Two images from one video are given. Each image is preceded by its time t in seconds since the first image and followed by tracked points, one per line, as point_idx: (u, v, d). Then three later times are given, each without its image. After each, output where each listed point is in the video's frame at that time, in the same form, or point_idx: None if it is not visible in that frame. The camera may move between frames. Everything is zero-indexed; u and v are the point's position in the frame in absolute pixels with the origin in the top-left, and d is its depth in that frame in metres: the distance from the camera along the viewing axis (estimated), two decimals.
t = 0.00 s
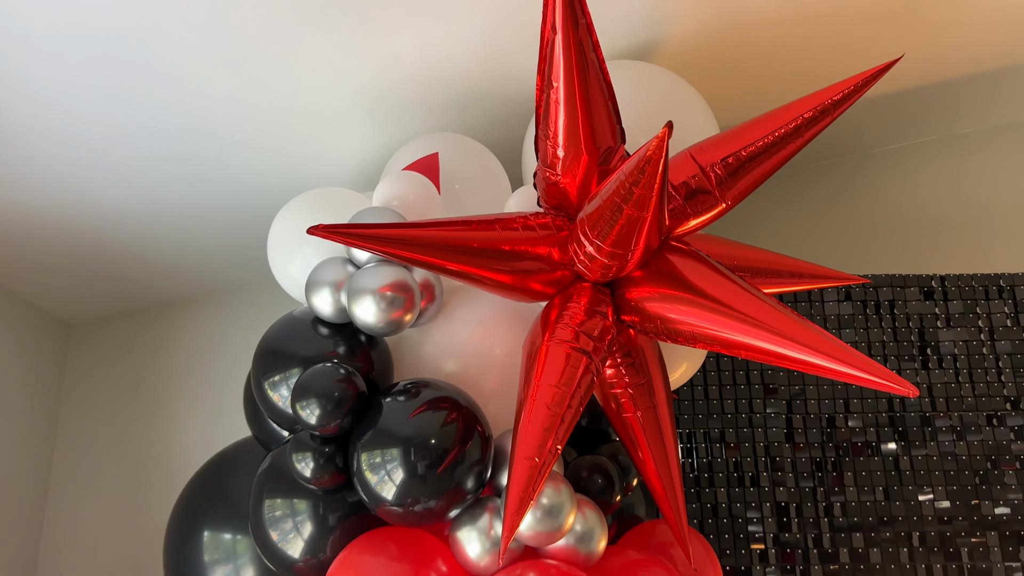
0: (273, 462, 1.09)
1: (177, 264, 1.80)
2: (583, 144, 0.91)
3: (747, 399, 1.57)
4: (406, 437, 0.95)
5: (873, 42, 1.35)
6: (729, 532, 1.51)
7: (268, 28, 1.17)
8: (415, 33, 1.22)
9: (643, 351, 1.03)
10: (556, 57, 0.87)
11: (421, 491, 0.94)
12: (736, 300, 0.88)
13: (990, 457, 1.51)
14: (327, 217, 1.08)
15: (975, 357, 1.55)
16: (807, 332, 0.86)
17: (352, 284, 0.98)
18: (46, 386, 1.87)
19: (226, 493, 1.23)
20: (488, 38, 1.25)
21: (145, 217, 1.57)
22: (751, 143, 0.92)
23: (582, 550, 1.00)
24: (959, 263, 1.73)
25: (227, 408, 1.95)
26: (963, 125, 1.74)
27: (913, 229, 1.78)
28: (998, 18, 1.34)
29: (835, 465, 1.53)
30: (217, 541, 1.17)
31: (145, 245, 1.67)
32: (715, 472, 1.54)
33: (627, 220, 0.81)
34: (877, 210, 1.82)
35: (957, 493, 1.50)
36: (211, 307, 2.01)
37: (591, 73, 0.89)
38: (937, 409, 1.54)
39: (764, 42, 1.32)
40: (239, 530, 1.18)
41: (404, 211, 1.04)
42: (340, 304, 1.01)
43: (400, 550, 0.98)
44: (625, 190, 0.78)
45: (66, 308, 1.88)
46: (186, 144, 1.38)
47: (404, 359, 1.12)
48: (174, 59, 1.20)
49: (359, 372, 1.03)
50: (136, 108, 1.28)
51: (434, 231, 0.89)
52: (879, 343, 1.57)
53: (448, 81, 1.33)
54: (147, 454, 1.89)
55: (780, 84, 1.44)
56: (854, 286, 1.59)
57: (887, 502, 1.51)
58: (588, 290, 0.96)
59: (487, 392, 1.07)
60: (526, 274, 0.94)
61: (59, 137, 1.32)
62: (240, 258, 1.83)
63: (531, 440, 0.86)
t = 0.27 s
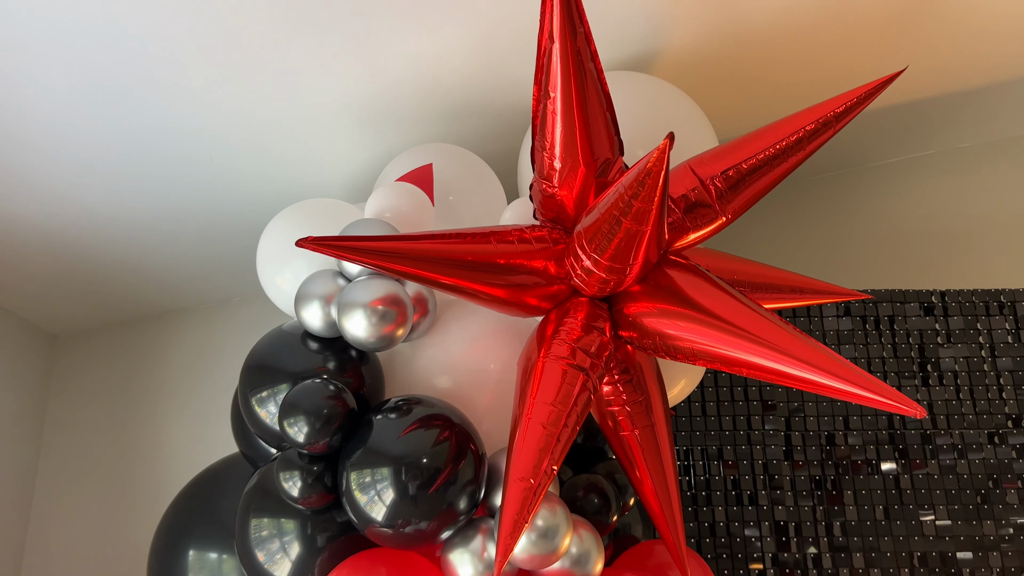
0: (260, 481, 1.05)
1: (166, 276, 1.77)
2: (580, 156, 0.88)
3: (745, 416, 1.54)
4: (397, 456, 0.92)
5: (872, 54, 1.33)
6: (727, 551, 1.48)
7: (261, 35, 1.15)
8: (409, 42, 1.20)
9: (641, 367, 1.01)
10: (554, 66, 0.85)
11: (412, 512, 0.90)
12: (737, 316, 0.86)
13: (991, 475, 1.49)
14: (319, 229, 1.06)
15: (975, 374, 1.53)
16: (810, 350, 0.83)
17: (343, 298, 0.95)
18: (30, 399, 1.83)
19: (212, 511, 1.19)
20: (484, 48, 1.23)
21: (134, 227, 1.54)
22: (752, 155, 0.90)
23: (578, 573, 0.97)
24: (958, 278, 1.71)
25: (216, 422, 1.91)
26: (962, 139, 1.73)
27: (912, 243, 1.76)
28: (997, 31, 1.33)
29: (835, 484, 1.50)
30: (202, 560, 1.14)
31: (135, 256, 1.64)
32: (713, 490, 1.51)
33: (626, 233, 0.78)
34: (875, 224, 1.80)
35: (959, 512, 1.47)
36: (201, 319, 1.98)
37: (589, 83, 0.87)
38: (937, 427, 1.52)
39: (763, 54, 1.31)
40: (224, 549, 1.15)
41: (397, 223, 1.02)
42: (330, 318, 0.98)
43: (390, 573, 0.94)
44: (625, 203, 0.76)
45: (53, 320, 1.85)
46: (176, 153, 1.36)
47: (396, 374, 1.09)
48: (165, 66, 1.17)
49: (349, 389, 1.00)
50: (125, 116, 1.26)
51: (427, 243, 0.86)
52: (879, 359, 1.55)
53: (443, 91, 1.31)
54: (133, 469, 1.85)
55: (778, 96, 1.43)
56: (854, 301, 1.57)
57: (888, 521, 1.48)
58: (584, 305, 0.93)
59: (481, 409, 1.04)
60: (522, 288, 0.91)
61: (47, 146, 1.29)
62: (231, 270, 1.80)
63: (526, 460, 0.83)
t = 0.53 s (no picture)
0: (246, 498, 1.02)
1: (157, 286, 1.74)
2: (577, 164, 0.86)
3: (745, 432, 1.51)
4: (387, 474, 0.89)
5: (873, 64, 1.32)
6: (726, 571, 1.44)
7: (252, 41, 1.12)
8: (404, 49, 1.18)
9: (639, 382, 0.98)
10: (550, 72, 0.82)
11: (401, 532, 0.87)
12: (738, 330, 0.83)
13: (996, 493, 1.46)
14: (309, 238, 1.03)
15: (979, 390, 1.51)
16: (813, 365, 0.80)
17: (332, 310, 0.92)
18: (16, 411, 1.80)
19: (197, 528, 1.16)
20: (479, 55, 1.21)
21: (123, 237, 1.51)
22: (753, 165, 0.88)
23: None
24: (961, 292, 1.68)
25: (206, 435, 1.87)
26: (963, 151, 1.71)
27: (914, 256, 1.74)
28: (1000, 42, 1.31)
29: (837, 501, 1.47)
30: None
31: (124, 266, 1.61)
32: (712, 508, 1.47)
33: (624, 244, 0.76)
34: (875, 237, 1.78)
35: (963, 531, 1.44)
36: (192, 331, 1.95)
37: (586, 89, 0.85)
38: (941, 444, 1.49)
39: (762, 64, 1.29)
40: (210, 567, 1.12)
41: (389, 233, 0.99)
42: (318, 330, 0.95)
43: None
44: (622, 212, 0.73)
45: (41, 331, 1.82)
46: (166, 161, 1.33)
47: (387, 388, 1.06)
48: (155, 72, 1.15)
49: (338, 404, 0.97)
50: (113, 124, 1.24)
51: (419, 254, 0.84)
52: (881, 374, 1.52)
53: (438, 99, 1.29)
54: (120, 484, 1.80)
55: (779, 106, 1.41)
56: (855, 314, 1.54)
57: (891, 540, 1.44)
58: (581, 318, 0.90)
59: (474, 425, 1.01)
60: (516, 300, 0.89)
61: (33, 153, 1.27)
62: (223, 281, 1.77)
63: (519, 478, 0.80)
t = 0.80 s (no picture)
0: (227, 519, 0.98)
1: (145, 300, 1.71)
2: (570, 175, 0.83)
3: (744, 451, 1.47)
4: (371, 496, 0.85)
5: (874, 76, 1.29)
6: None
7: (241, 48, 1.10)
8: (395, 58, 1.16)
9: (634, 401, 0.94)
10: (542, 80, 0.80)
11: (386, 557, 0.83)
12: (736, 348, 0.80)
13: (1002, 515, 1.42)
14: (295, 251, 1.00)
15: (984, 409, 1.47)
16: (814, 385, 0.77)
17: (316, 325, 0.89)
18: None
19: (178, 551, 1.12)
20: (472, 65, 1.19)
21: (111, 249, 1.48)
22: (752, 177, 0.85)
23: None
24: (964, 308, 1.65)
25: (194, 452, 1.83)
26: (965, 165, 1.68)
27: (917, 272, 1.71)
28: (1001, 54, 1.29)
29: (839, 523, 1.43)
30: None
31: (112, 278, 1.58)
32: (711, 529, 1.43)
33: (618, 258, 0.73)
34: (877, 252, 1.75)
35: (968, 554, 1.40)
36: (182, 345, 1.92)
37: (580, 98, 0.82)
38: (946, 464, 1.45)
39: (761, 75, 1.27)
40: None
41: (377, 246, 0.96)
42: (302, 346, 0.92)
43: None
44: (615, 225, 0.70)
45: (27, 344, 1.79)
46: (153, 172, 1.30)
47: (374, 406, 1.02)
48: (142, 80, 1.13)
49: (322, 423, 0.94)
50: (99, 134, 1.21)
51: (405, 267, 0.81)
52: (884, 392, 1.49)
53: (431, 110, 1.27)
54: (105, 502, 1.76)
55: (777, 118, 1.39)
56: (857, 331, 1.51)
57: (895, 563, 1.40)
58: (574, 334, 0.87)
59: (464, 444, 0.98)
60: (507, 316, 0.86)
61: (16, 164, 1.24)
62: (212, 294, 1.74)
63: (508, 502, 0.76)
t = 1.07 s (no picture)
0: (208, 543, 0.95)
1: (134, 315, 1.68)
2: (562, 188, 0.81)
3: (744, 470, 1.43)
4: (356, 520, 0.82)
5: (874, 90, 1.27)
6: None
7: (230, 65, 1.08)
8: (386, 70, 1.14)
9: (630, 421, 0.91)
10: (533, 90, 0.78)
11: None
12: (734, 367, 0.77)
13: (1009, 537, 1.38)
14: (281, 265, 0.98)
15: (990, 428, 1.44)
16: (815, 406, 0.75)
17: (300, 343, 0.86)
18: None
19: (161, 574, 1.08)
20: (465, 77, 1.17)
21: (99, 265, 1.46)
22: (750, 191, 0.82)
23: None
24: (968, 325, 1.62)
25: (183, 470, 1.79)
26: (967, 180, 1.66)
27: (919, 287, 1.68)
28: (1004, 68, 1.27)
29: (841, 545, 1.40)
30: None
31: (100, 295, 1.55)
32: (710, 551, 1.39)
33: (611, 274, 0.70)
34: (878, 267, 1.73)
35: None
36: (173, 361, 1.88)
37: (572, 109, 0.80)
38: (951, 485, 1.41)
39: (758, 88, 1.25)
40: None
41: (365, 260, 0.94)
42: (287, 364, 0.89)
43: None
44: (607, 240, 0.67)
45: (14, 362, 1.75)
46: (141, 187, 1.28)
47: (363, 426, 0.99)
48: (128, 97, 1.10)
49: (307, 444, 0.91)
50: (86, 149, 1.18)
51: (392, 283, 0.78)
52: (886, 411, 1.45)
53: (424, 122, 1.25)
54: (92, 524, 1.72)
55: (776, 132, 1.37)
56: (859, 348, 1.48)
57: None
58: (567, 352, 0.84)
59: (455, 465, 0.95)
60: (498, 333, 0.83)
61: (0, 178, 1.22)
62: (203, 309, 1.71)
63: (497, 528, 0.73)
